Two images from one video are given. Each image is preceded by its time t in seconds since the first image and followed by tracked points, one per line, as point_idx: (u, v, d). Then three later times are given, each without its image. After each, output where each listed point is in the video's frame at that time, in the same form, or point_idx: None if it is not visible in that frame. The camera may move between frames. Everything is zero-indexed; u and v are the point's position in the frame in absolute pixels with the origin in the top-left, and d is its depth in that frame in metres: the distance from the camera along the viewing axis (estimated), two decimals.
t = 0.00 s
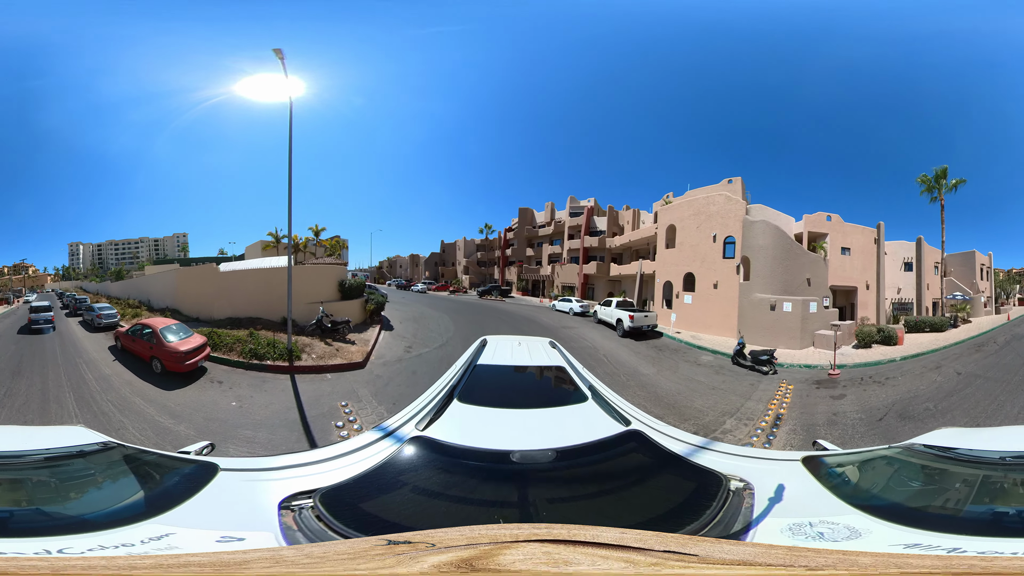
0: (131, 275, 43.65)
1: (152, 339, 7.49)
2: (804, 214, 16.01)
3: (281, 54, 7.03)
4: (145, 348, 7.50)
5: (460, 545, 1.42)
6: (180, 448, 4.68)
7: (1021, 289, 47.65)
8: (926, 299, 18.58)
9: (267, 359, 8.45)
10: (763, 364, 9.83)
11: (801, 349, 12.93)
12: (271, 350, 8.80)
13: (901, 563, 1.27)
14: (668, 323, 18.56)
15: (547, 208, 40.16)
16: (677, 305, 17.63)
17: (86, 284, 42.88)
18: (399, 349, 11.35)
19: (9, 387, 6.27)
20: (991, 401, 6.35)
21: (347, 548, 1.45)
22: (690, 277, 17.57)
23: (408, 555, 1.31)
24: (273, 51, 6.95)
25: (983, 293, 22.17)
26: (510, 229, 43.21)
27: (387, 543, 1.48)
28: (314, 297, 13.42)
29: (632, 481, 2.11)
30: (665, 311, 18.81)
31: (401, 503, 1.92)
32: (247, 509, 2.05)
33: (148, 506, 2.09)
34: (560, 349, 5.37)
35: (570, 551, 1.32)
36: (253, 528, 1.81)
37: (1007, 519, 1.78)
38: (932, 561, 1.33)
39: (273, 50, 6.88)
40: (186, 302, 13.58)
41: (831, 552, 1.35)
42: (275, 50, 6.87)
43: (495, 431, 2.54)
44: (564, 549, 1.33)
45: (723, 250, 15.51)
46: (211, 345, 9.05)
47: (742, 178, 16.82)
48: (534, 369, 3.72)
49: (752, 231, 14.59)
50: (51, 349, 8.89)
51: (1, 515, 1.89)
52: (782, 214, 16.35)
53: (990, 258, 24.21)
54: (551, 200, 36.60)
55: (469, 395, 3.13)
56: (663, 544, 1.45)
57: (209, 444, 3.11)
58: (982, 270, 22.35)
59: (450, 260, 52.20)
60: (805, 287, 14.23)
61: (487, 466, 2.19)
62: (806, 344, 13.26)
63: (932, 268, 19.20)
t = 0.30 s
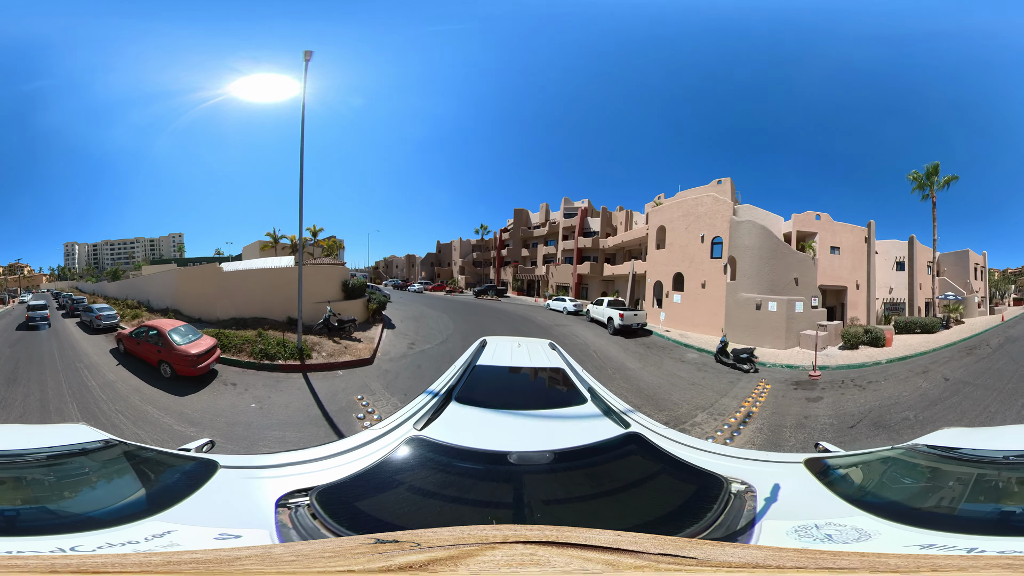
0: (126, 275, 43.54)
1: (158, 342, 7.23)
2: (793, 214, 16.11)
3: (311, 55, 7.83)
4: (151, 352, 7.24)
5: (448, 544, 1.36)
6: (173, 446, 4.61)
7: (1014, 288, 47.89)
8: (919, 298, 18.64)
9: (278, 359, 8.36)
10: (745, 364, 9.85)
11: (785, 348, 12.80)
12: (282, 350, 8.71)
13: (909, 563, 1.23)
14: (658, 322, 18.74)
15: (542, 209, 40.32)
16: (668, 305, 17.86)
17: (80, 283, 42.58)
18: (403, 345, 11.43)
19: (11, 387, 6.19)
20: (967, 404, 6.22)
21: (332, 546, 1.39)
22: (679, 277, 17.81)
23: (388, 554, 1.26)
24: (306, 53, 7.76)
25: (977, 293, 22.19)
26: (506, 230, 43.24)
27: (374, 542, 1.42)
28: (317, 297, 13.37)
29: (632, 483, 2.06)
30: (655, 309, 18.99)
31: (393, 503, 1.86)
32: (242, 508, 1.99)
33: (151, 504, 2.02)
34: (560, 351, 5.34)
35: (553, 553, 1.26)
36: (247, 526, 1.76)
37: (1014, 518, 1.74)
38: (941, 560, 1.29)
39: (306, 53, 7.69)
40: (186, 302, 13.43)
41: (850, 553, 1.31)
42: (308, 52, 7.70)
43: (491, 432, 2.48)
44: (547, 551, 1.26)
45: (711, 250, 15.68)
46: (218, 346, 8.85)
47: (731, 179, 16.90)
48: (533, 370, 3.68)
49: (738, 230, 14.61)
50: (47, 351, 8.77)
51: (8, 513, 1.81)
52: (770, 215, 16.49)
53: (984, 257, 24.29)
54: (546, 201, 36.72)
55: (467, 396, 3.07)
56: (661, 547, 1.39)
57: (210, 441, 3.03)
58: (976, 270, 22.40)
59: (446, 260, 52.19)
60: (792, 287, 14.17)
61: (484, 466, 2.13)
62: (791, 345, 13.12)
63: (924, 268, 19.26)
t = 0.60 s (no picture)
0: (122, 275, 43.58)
1: (167, 346, 7.03)
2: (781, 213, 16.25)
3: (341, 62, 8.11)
4: (160, 356, 7.05)
5: (449, 544, 1.38)
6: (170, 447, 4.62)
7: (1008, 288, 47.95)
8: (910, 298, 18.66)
9: (292, 359, 8.41)
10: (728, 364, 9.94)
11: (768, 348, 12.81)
12: (296, 350, 8.73)
13: (910, 564, 1.25)
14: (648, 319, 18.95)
15: (537, 210, 40.48)
16: (657, 304, 18.04)
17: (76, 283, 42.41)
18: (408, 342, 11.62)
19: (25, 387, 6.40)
20: (939, 407, 6.15)
21: (339, 546, 1.40)
22: (669, 277, 18.01)
23: (394, 553, 1.28)
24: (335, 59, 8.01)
25: (970, 293, 22.21)
26: (502, 230, 43.24)
27: (378, 542, 1.44)
28: (324, 297, 13.45)
29: (632, 482, 2.08)
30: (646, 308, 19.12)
31: (395, 502, 1.88)
32: (245, 508, 2.00)
33: (153, 504, 2.04)
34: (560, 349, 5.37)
35: (550, 551, 1.29)
36: (252, 526, 1.78)
37: (1016, 519, 1.76)
38: (941, 562, 1.30)
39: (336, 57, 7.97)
40: (189, 301, 13.33)
41: (843, 554, 1.33)
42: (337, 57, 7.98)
43: (492, 430, 2.50)
44: (545, 550, 1.28)
45: (698, 250, 15.86)
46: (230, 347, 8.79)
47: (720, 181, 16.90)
48: (534, 369, 3.70)
49: (724, 231, 14.79)
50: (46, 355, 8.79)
51: (7, 514, 1.83)
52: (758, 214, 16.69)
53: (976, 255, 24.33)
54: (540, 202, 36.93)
55: (468, 395, 3.08)
56: (658, 547, 1.41)
57: (212, 442, 3.04)
58: (969, 270, 22.43)
59: (442, 260, 52.13)
60: (779, 287, 14.19)
61: (485, 465, 2.15)
62: (774, 345, 13.10)
63: (917, 268, 19.29)
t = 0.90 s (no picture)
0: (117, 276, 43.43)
1: (179, 350, 6.94)
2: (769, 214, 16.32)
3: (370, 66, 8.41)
4: (171, 360, 6.95)
5: (462, 543, 1.42)
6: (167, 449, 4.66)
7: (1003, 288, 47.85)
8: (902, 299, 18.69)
9: (306, 358, 8.57)
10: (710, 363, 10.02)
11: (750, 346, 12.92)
12: (311, 350, 8.89)
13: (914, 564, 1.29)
14: (639, 318, 19.11)
15: (532, 211, 40.64)
16: (647, 303, 18.31)
17: (70, 285, 42.09)
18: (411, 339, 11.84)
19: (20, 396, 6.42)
20: (910, 417, 5.88)
21: (353, 546, 1.45)
22: (658, 277, 18.24)
23: (411, 553, 1.32)
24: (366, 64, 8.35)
25: (963, 293, 22.27)
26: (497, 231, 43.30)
27: (391, 542, 1.48)
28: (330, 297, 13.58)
29: (631, 479, 2.13)
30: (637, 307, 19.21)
31: (402, 502, 1.92)
32: (250, 509, 2.05)
33: (156, 506, 2.09)
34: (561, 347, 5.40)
35: (560, 549, 1.32)
36: (258, 528, 1.83)
37: (1009, 521, 1.81)
38: (930, 563, 1.35)
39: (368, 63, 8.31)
40: (192, 301, 13.18)
41: (823, 554, 1.36)
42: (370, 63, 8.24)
43: (494, 428, 2.54)
44: (553, 548, 1.33)
45: (685, 251, 15.99)
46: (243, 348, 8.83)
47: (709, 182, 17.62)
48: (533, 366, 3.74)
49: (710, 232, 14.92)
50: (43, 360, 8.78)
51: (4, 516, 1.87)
52: (745, 214, 16.94)
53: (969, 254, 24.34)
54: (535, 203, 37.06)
55: (470, 393, 3.12)
56: (653, 544, 1.45)
57: (212, 444, 3.08)
58: (961, 270, 22.44)
59: (438, 261, 52.12)
60: (765, 286, 14.27)
61: (488, 464, 2.19)
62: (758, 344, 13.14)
63: (908, 267, 19.38)
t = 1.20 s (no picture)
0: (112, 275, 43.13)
1: (196, 352, 6.28)
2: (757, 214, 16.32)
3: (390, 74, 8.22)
4: (184, 362, 6.27)
5: (451, 547, 1.34)
6: (157, 442, 4.51)
7: (995, 288, 48.17)
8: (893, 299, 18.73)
9: (320, 355, 8.53)
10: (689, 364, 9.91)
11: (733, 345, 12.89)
12: (324, 347, 8.83)
13: (927, 560, 1.23)
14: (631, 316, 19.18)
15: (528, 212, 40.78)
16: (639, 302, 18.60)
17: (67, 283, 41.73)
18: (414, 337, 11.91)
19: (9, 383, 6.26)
20: (882, 424, 5.46)
21: (331, 548, 1.35)
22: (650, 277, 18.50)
23: (384, 557, 1.23)
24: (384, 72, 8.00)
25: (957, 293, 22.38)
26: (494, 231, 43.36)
27: (372, 544, 1.40)
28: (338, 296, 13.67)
29: (636, 483, 2.06)
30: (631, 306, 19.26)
31: (395, 505, 1.83)
32: (237, 509, 1.96)
33: (147, 504, 1.98)
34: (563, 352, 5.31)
35: (571, 554, 1.24)
36: (240, 528, 1.73)
37: (1011, 517, 1.76)
38: (950, 559, 1.28)
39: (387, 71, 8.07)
40: (192, 301, 12.74)
41: (859, 552, 1.30)
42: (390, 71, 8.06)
43: (493, 433, 2.47)
44: (563, 553, 1.24)
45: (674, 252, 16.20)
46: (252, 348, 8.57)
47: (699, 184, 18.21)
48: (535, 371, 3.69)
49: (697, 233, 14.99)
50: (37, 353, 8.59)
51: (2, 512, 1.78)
52: (735, 215, 17.06)
53: (963, 254, 24.39)
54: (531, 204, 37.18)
55: (470, 398, 3.04)
56: (676, 547, 1.37)
57: (209, 442, 2.96)
58: (954, 269, 22.49)
59: (435, 261, 52.04)
60: (752, 286, 14.18)
61: (486, 469, 2.11)
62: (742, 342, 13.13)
63: (900, 267, 19.48)
